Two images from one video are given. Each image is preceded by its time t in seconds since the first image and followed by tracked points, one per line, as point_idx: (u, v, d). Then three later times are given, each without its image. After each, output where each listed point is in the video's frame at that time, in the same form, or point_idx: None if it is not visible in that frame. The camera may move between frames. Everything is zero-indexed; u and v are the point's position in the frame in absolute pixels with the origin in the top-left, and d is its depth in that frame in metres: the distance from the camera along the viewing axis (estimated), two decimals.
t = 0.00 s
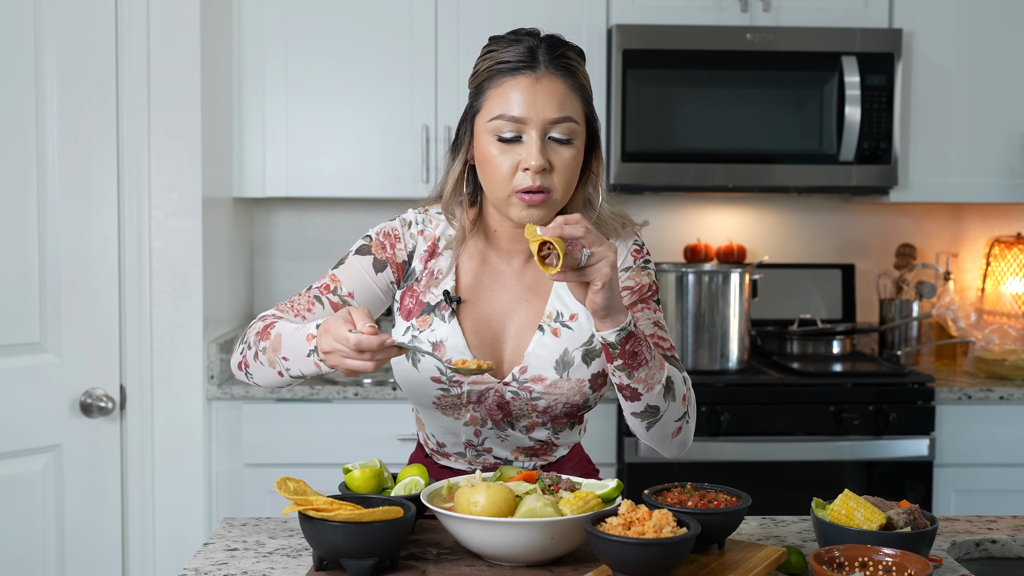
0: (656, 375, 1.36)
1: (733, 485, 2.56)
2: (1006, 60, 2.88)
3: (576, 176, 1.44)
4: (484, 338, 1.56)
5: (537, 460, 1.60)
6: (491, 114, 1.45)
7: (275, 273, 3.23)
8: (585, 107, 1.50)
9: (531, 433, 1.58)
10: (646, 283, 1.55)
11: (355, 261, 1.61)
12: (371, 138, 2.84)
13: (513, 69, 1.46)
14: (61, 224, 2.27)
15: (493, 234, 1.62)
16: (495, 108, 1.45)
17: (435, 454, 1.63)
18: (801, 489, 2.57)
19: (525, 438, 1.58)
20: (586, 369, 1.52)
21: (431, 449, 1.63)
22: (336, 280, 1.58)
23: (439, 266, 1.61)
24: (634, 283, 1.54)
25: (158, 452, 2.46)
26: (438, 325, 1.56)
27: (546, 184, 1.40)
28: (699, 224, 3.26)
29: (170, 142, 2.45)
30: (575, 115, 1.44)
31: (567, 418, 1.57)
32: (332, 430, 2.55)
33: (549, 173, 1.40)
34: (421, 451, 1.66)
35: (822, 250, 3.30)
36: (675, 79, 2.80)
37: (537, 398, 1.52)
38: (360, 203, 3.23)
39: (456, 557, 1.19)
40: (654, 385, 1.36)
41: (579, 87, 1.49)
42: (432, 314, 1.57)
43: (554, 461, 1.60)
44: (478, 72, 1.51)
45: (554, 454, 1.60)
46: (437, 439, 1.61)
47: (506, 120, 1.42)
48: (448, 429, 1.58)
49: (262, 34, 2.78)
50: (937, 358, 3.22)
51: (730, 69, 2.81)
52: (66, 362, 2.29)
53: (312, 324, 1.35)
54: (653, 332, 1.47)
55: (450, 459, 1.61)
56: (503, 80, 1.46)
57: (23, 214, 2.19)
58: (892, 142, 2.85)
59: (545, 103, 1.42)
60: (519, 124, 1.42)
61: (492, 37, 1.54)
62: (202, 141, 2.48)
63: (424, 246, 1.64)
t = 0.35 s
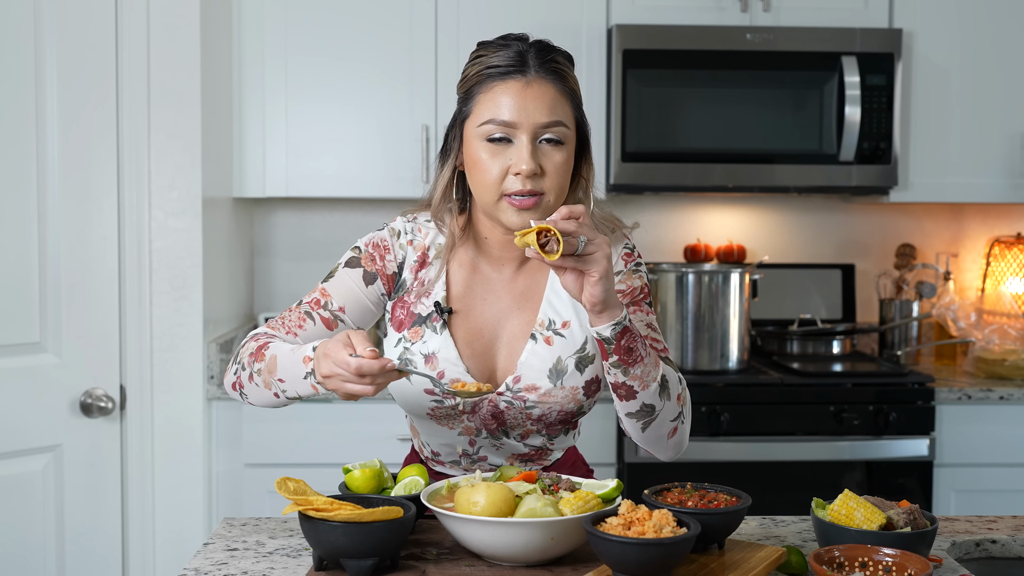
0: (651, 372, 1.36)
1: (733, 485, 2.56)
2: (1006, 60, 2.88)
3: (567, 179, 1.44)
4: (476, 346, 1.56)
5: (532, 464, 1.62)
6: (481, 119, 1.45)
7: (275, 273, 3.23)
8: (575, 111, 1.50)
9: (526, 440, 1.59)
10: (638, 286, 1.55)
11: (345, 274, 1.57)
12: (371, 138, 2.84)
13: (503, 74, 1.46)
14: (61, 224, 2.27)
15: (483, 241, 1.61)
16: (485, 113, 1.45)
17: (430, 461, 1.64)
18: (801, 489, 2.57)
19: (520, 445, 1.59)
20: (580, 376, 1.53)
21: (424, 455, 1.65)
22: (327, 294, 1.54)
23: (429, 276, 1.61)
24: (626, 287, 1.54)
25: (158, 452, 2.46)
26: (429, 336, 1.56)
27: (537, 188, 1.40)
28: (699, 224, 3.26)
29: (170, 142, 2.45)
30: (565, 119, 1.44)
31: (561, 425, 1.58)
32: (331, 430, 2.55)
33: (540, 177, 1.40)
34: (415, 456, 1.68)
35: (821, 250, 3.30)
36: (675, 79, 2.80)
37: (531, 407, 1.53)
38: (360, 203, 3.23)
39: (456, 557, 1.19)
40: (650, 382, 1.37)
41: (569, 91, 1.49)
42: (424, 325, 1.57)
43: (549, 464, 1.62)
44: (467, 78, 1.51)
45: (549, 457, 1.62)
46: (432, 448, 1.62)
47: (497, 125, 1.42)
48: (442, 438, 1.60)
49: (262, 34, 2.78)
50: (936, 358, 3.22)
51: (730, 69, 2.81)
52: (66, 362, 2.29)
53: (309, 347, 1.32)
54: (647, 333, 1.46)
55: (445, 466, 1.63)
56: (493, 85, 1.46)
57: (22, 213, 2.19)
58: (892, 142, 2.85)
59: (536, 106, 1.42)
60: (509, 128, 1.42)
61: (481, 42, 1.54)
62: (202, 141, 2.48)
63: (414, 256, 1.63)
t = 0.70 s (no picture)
0: (645, 359, 1.38)
1: (733, 485, 2.56)
2: (1006, 61, 2.88)
3: (560, 179, 1.44)
4: (469, 348, 1.55)
5: (527, 463, 1.63)
6: (472, 122, 1.45)
7: (274, 273, 3.23)
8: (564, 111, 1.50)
9: (520, 439, 1.59)
10: (630, 281, 1.54)
11: (338, 278, 1.57)
12: (371, 138, 2.84)
13: (493, 75, 1.45)
14: (61, 224, 2.27)
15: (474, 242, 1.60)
16: (475, 115, 1.44)
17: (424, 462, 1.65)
18: (801, 489, 2.57)
19: (515, 445, 1.59)
20: (573, 375, 1.53)
21: (420, 456, 1.65)
22: (319, 299, 1.53)
23: (421, 278, 1.60)
24: (618, 283, 1.53)
25: (158, 452, 2.46)
26: (423, 339, 1.56)
27: (531, 189, 1.41)
28: (699, 224, 3.26)
29: (170, 142, 2.45)
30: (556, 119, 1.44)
31: (556, 424, 1.58)
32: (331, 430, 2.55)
33: (533, 178, 1.40)
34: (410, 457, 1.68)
35: (821, 250, 3.30)
36: (675, 79, 2.80)
37: (525, 406, 1.53)
38: (360, 203, 3.23)
39: (456, 557, 1.19)
40: (643, 369, 1.37)
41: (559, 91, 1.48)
42: (417, 327, 1.57)
43: (543, 464, 1.63)
44: (456, 80, 1.50)
45: (543, 456, 1.62)
46: (427, 449, 1.62)
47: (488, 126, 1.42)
48: (437, 440, 1.60)
49: (262, 34, 2.78)
50: (937, 358, 3.22)
51: (730, 69, 2.81)
52: (67, 362, 2.29)
53: (306, 359, 1.31)
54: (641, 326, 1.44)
55: (439, 467, 1.64)
56: (483, 87, 1.46)
57: (22, 212, 2.19)
58: (892, 142, 2.85)
59: (527, 107, 1.42)
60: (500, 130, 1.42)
61: (468, 44, 1.53)
62: (202, 142, 2.48)
63: (406, 259, 1.62)
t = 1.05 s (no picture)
0: (641, 353, 1.38)
1: (734, 485, 2.56)
2: (1006, 60, 2.88)
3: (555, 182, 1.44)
4: (464, 351, 1.55)
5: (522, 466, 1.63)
6: (469, 124, 1.44)
7: (274, 273, 3.23)
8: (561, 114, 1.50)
9: (516, 442, 1.59)
10: (625, 280, 1.53)
11: (330, 281, 1.56)
12: (371, 138, 2.84)
13: (490, 77, 1.45)
14: (61, 224, 2.27)
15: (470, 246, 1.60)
16: (472, 117, 1.44)
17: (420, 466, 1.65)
18: (801, 489, 2.57)
19: (510, 448, 1.60)
20: (568, 379, 1.53)
21: (415, 459, 1.65)
22: (313, 303, 1.53)
23: (415, 282, 1.59)
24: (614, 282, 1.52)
25: (159, 452, 2.46)
26: (418, 343, 1.55)
27: (527, 191, 1.40)
28: (699, 224, 3.26)
29: (170, 142, 2.45)
30: (553, 121, 1.43)
31: (552, 427, 1.59)
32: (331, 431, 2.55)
33: (530, 181, 1.40)
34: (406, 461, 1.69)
35: (821, 249, 3.30)
36: (675, 79, 2.80)
37: (521, 411, 1.52)
38: (360, 203, 3.23)
39: (456, 558, 1.19)
40: (640, 363, 1.38)
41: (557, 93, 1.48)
42: (412, 332, 1.56)
43: (538, 466, 1.63)
44: (451, 82, 1.50)
45: (538, 459, 1.63)
46: (422, 452, 1.63)
47: (485, 128, 1.41)
48: (433, 443, 1.60)
49: (262, 35, 2.78)
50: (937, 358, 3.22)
51: (730, 69, 2.81)
52: (67, 362, 2.29)
53: (300, 365, 1.31)
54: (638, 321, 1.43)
55: (435, 471, 1.64)
56: (480, 89, 1.45)
57: (23, 212, 2.19)
58: (892, 142, 2.85)
59: (525, 109, 1.41)
60: (497, 132, 1.41)
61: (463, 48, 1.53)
62: (202, 142, 2.49)
63: (400, 262, 1.62)
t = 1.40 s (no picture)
0: (641, 358, 1.38)
1: (734, 485, 2.56)
2: (1006, 60, 2.88)
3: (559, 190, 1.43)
4: (463, 359, 1.55)
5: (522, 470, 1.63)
6: (472, 131, 1.42)
7: (274, 273, 3.23)
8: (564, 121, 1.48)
9: (515, 449, 1.59)
10: (625, 285, 1.53)
11: (328, 288, 1.56)
12: (371, 138, 2.84)
13: (494, 84, 1.43)
14: (61, 224, 2.27)
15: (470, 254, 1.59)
16: (476, 124, 1.42)
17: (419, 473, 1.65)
18: (801, 489, 2.57)
19: (510, 455, 1.60)
20: (567, 387, 1.53)
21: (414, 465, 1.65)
22: (310, 309, 1.53)
23: (415, 289, 1.59)
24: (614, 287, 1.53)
25: (159, 452, 2.46)
26: (417, 352, 1.55)
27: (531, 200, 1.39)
28: (699, 224, 3.26)
29: (170, 142, 2.45)
30: (558, 129, 1.42)
31: (551, 434, 1.59)
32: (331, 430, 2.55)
33: (534, 190, 1.39)
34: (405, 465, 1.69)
35: (821, 249, 3.30)
36: (675, 79, 2.80)
37: (520, 419, 1.53)
38: (360, 203, 3.23)
39: (456, 558, 1.19)
40: (640, 368, 1.38)
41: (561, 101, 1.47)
42: (412, 340, 1.55)
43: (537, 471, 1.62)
44: (454, 89, 1.48)
45: (538, 463, 1.61)
46: (421, 459, 1.62)
47: (488, 135, 1.40)
48: (432, 451, 1.60)
49: (262, 35, 2.78)
50: (937, 358, 3.22)
51: (730, 69, 2.81)
52: (67, 362, 2.29)
53: (297, 375, 1.31)
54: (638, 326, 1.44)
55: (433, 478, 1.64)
56: (483, 96, 1.43)
57: (23, 212, 2.19)
58: (892, 142, 2.85)
59: (530, 117, 1.40)
60: (502, 139, 1.40)
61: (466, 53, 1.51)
62: (202, 142, 2.49)
63: (399, 269, 1.61)
